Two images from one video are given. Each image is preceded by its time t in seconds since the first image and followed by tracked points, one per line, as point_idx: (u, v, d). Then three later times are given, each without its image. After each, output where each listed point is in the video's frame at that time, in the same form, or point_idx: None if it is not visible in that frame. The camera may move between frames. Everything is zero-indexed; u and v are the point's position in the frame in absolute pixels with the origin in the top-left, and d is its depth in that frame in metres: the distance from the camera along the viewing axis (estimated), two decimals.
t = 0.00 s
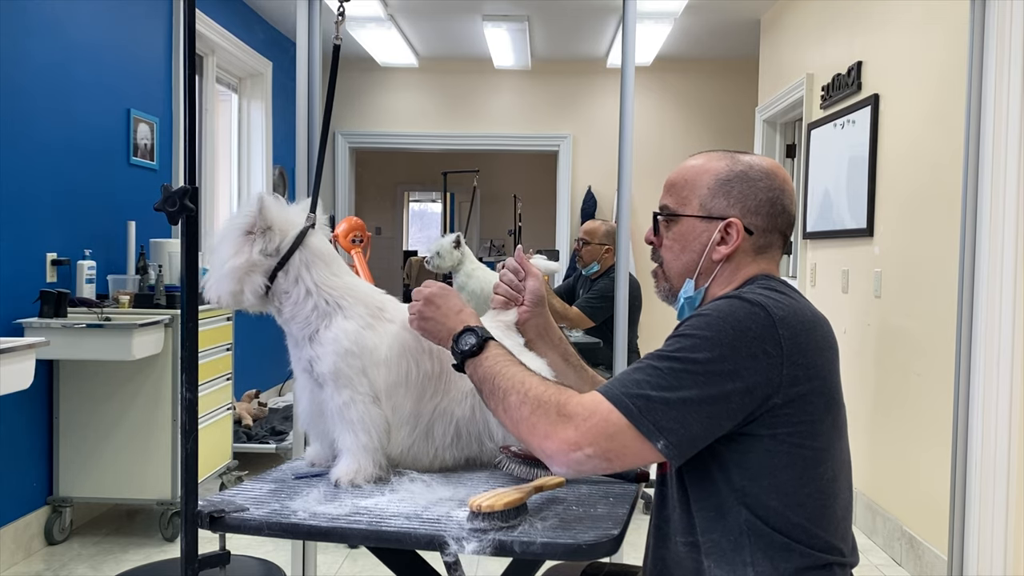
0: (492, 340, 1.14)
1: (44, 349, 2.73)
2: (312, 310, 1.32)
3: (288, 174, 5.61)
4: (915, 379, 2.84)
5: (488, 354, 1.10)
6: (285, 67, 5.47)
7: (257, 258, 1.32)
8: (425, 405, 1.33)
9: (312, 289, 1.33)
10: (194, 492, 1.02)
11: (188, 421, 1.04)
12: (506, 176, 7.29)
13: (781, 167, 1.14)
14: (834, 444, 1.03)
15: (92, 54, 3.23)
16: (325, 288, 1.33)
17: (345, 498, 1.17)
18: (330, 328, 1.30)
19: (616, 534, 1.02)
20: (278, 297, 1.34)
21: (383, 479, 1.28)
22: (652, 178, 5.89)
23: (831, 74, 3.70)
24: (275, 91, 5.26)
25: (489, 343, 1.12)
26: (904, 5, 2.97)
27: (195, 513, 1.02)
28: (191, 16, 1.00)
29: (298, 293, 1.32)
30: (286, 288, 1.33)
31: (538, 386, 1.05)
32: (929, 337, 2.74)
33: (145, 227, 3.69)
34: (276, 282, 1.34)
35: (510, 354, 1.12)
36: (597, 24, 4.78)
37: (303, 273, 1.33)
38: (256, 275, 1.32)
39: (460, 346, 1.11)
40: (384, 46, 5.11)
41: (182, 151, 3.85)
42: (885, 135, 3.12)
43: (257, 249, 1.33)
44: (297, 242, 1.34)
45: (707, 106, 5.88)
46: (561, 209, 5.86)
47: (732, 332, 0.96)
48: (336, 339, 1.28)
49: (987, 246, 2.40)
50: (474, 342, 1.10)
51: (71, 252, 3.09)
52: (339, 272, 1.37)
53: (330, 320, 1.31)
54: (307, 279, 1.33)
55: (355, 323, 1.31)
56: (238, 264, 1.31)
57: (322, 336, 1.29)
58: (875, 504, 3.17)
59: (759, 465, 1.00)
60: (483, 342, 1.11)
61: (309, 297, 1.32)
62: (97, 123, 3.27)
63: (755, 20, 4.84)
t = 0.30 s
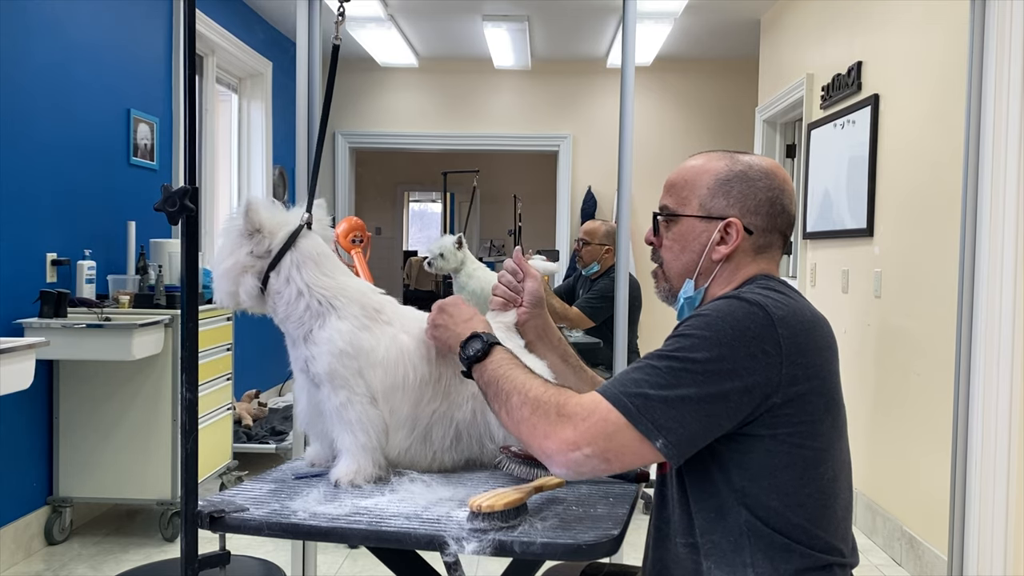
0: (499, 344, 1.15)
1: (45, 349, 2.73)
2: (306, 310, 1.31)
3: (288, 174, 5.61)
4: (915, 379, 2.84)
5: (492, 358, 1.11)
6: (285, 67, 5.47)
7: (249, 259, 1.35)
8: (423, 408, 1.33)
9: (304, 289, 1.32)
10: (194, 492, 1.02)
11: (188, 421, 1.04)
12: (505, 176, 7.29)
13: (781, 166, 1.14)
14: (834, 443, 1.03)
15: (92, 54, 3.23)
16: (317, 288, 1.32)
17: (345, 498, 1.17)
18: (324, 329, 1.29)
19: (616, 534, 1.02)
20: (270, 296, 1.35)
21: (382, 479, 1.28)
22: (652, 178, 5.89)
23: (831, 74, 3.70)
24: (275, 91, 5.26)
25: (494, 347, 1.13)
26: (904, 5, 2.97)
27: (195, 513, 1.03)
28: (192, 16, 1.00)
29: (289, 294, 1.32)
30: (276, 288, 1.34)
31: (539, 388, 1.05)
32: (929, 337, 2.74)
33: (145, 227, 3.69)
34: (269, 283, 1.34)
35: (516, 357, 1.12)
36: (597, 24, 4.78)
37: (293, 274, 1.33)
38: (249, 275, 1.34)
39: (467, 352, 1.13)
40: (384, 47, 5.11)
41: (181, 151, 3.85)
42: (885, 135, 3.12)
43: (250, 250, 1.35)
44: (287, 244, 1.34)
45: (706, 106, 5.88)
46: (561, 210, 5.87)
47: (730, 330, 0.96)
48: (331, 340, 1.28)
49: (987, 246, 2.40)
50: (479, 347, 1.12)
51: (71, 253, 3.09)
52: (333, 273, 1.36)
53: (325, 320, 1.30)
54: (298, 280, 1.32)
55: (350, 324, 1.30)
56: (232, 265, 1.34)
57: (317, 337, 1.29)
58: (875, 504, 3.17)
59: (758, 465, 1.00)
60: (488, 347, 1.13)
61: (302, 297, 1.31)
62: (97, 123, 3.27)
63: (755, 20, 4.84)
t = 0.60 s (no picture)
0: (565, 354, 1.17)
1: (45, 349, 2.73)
2: (301, 311, 1.31)
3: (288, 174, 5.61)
4: (915, 379, 2.85)
5: (551, 366, 1.14)
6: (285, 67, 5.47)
7: (246, 257, 1.35)
8: (419, 410, 1.33)
9: (299, 289, 1.32)
10: (194, 492, 1.02)
11: (188, 421, 1.04)
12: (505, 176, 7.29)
13: (776, 166, 1.14)
14: (833, 444, 1.03)
15: (92, 54, 3.23)
16: (312, 289, 1.32)
17: (345, 498, 1.17)
18: (319, 330, 1.29)
19: (616, 534, 1.02)
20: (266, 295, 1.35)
21: (382, 479, 1.29)
22: (652, 177, 5.89)
23: (831, 74, 3.70)
24: (275, 90, 5.26)
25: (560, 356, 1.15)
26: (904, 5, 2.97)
27: (195, 513, 1.03)
28: (192, 17, 1.00)
29: (285, 294, 1.32)
30: (272, 288, 1.34)
31: (569, 400, 1.06)
32: (929, 337, 2.74)
33: (145, 227, 3.69)
34: (265, 282, 1.34)
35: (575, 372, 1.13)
36: (597, 24, 4.78)
37: (290, 274, 1.33)
38: (246, 273, 1.35)
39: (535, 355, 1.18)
40: (384, 47, 5.12)
41: (181, 151, 3.85)
42: (885, 135, 3.12)
43: (247, 248, 1.35)
44: (285, 243, 1.34)
45: (706, 106, 5.88)
46: (561, 209, 5.87)
47: (729, 334, 0.96)
48: (325, 342, 1.27)
49: (987, 246, 2.41)
50: (545, 352, 1.16)
51: (71, 253, 3.10)
52: (332, 274, 1.36)
53: (320, 322, 1.30)
54: (295, 281, 1.32)
55: (345, 326, 1.29)
56: (230, 262, 1.35)
57: (313, 339, 1.28)
58: (875, 504, 3.17)
59: (758, 468, 1.00)
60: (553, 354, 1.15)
61: (298, 299, 1.31)
62: (98, 123, 3.27)
63: (755, 20, 4.84)
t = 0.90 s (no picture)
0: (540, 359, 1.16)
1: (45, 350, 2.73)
2: (301, 311, 1.31)
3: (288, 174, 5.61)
4: (915, 379, 2.84)
5: (528, 372, 1.13)
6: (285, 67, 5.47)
7: (246, 257, 1.35)
8: (420, 411, 1.33)
9: (298, 289, 1.31)
10: (194, 492, 1.02)
11: (188, 422, 1.04)
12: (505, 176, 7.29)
13: (781, 167, 1.15)
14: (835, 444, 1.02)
15: (92, 53, 3.23)
16: (311, 289, 1.32)
17: (345, 498, 1.17)
18: (319, 330, 1.29)
19: (616, 534, 1.02)
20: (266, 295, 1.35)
21: (382, 479, 1.29)
22: (652, 177, 5.89)
23: (831, 74, 3.70)
24: (275, 90, 5.26)
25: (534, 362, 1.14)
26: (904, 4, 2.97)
27: (195, 513, 1.03)
28: (192, 17, 1.00)
29: (285, 293, 1.32)
30: (272, 288, 1.34)
31: (564, 402, 1.05)
32: (929, 336, 2.74)
33: (145, 227, 3.69)
34: (265, 283, 1.34)
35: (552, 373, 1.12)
36: (597, 24, 4.78)
37: (290, 274, 1.33)
38: (246, 273, 1.35)
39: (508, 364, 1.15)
40: (384, 47, 5.12)
41: (181, 151, 3.85)
42: (885, 135, 3.12)
43: (247, 248, 1.35)
44: (285, 243, 1.34)
45: (707, 106, 5.88)
46: (561, 209, 5.87)
47: (734, 334, 0.96)
48: (324, 342, 1.27)
49: (987, 245, 2.40)
50: (517, 359, 1.14)
51: (71, 253, 3.10)
52: (332, 274, 1.36)
53: (320, 323, 1.30)
54: (294, 281, 1.32)
55: (344, 327, 1.30)
56: (231, 263, 1.35)
57: (313, 339, 1.29)
58: (875, 504, 3.17)
59: (762, 468, 1.00)
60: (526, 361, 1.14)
61: (297, 298, 1.31)
62: (98, 123, 3.27)
63: (756, 20, 4.84)
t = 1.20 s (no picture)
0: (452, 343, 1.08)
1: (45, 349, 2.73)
2: (303, 310, 1.31)
3: (289, 174, 5.61)
4: (915, 379, 2.84)
5: (448, 359, 1.04)
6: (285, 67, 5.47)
7: (249, 258, 1.36)
8: (423, 408, 1.33)
9: (300, 288, 1.31)
10: (194, 493, 1.02)
11: (188, 421, 1.04)
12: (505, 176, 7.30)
13: (779, 168, 1.14)
14: (823, 443, 1.03)
15: (92, 53, 3.23)
16: (313, 288, 1.32)
17: (345, 498, 1.17)
18: (321, 329, 1.29)
19: (616, 534, 1.02)
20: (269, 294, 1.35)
21: (382, 479, 1.28)
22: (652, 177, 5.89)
23: (831, 74, 3.70)
24: (275, 90, 5.26)
25: (450, 346, 1.06)
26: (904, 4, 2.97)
27: (195, 513, 1.03)
28: (192, 17, 1.01)
29: (285, 292, 1.32)
30: (274, 286, 1.34)
31: (509, 391, 1.01)
32: (929, 336, 2.74)
33: (145, 227, 3.69)
34: (269, 283, 1.35)
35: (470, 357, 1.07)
36: (597, 24, 4.78)
37: (291, 273, 1.33)
38: (250, 273, 1.36)
39: (419, 351, 1.05)
40: (384, 47, 5.12)
41: (181, 152, 3.85)
42: (885, 134, 3.12)
43: (250, 248, 1.36)
44: (286, 243, 1.34)
45: (707, 106, 5.88)
46: (561, 209, 5.87)
47: (713, 338, 0.95)
48: (327, 340, 1.28)
49: (987, 245, 2.40)
50: (434, 346, 1.05)
51: (71, 253, 3.10)
52: (334, 273, 1.35)
53: (321, 321, 1.30)
54: (295, 280, 1.32)
55: (345, 325, 1.29)
56: (235, 264, 1.36)
57: (314, 337, 1.29)
58: (875, 504, 3.17)
59: (742, 475, 1.00)
60: (443, 346, 1.05)
61: (299, 297, 1.31)
62: (98, 123, 3.27)
63: (755, 20, 4.84)
